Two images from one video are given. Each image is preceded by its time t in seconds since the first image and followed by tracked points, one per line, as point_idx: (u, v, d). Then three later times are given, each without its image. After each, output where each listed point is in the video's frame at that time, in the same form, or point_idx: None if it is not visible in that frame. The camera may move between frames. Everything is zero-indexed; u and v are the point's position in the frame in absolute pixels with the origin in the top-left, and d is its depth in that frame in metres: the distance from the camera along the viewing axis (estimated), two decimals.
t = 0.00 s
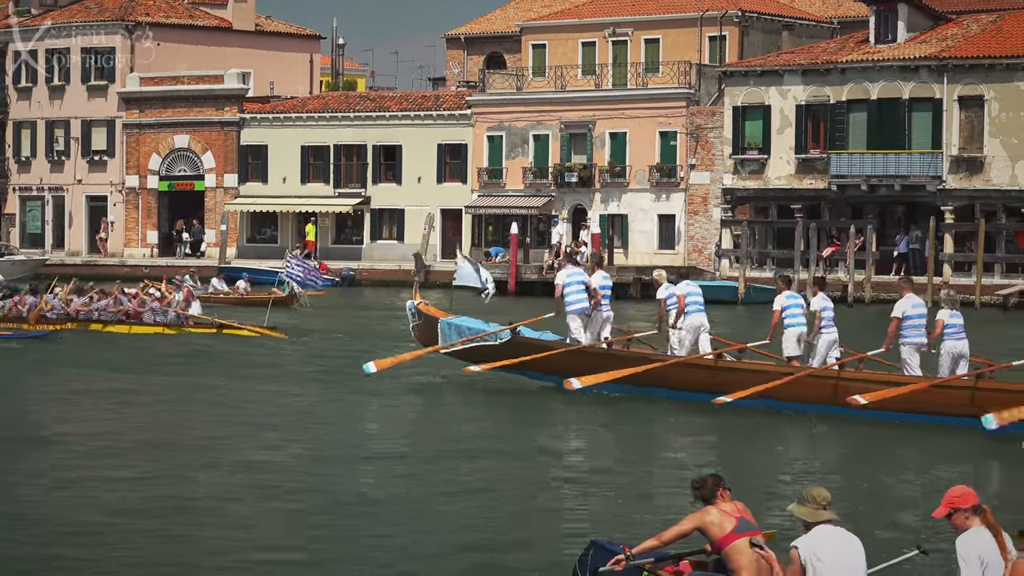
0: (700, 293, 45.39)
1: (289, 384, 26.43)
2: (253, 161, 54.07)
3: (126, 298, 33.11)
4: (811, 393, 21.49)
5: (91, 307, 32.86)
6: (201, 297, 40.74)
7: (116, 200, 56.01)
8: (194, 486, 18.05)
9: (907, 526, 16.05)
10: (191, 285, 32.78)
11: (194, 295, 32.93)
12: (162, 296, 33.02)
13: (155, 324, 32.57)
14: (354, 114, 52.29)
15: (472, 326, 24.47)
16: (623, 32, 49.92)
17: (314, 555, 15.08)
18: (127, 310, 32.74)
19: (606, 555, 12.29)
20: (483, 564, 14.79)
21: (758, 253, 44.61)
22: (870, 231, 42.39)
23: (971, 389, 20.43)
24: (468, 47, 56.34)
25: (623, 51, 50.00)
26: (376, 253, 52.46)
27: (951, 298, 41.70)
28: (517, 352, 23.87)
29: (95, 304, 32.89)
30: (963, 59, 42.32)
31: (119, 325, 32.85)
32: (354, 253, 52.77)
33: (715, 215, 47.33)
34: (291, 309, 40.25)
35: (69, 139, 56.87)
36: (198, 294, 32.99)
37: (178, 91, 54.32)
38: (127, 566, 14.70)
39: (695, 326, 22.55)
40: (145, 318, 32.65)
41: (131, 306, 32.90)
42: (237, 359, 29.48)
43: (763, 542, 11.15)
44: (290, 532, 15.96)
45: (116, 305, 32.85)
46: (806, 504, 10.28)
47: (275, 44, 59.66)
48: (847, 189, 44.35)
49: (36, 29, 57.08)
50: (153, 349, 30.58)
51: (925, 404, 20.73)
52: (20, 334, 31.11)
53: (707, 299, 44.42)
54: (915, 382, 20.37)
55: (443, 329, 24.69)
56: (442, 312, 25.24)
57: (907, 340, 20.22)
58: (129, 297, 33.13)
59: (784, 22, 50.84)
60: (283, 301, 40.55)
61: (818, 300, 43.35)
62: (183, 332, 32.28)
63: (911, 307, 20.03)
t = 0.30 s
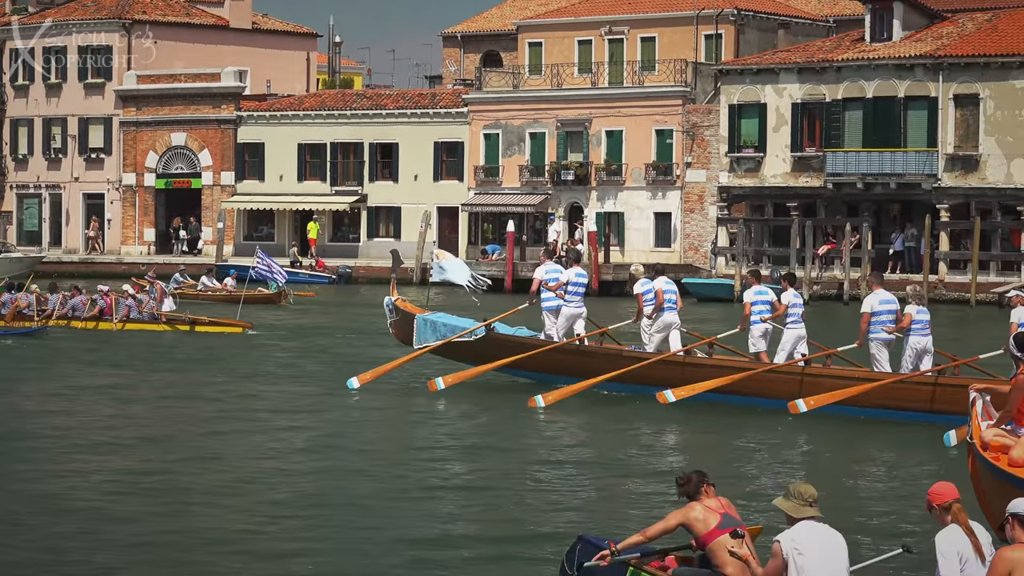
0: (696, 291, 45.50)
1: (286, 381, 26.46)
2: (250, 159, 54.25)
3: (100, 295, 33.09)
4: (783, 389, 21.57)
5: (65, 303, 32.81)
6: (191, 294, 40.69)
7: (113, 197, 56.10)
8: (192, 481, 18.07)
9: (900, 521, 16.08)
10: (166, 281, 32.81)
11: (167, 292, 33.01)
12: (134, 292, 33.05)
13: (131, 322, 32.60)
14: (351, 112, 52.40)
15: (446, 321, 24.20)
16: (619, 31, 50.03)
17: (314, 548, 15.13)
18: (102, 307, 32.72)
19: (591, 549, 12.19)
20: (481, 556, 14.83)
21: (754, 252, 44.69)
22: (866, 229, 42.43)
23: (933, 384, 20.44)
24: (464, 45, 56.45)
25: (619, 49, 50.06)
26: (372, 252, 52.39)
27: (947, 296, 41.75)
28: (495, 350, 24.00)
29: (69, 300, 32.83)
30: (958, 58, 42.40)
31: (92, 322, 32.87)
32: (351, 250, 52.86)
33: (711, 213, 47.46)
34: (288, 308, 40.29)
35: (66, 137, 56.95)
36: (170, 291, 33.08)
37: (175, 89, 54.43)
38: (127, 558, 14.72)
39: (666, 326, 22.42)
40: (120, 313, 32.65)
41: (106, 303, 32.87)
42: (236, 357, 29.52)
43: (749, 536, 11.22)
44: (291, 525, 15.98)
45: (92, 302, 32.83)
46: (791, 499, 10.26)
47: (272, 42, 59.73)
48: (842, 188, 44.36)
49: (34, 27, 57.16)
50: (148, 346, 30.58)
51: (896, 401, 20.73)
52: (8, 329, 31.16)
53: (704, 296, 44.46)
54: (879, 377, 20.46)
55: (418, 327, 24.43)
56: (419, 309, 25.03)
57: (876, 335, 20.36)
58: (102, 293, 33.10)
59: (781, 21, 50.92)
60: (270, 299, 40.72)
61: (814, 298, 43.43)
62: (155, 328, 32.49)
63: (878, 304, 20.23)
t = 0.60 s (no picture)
0: (694, 290, 45.50)
1: (283, 379, 26.50)
2: (249, 158, 54.35)
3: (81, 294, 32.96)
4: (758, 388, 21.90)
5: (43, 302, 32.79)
6: (185, 295, 40.58)
7: (111, 196, 56.14)
8: (190, 478, 18.10)
9: (893, 518, 16.15)
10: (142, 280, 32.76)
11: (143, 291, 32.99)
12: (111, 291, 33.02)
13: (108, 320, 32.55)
14: (349, 111, 52.45)
15: (426, 320, 24.38)
16: (617, 30, 50.03)
17: (311, 543, 15.16)
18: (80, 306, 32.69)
19: (581, 543, 12.07)
20: (478, 552, 14.86)
21: (752, 251, 44.69)
22: (865, 229, 42.43)
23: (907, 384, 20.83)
24: (462, 44, 56.48)
25: (617, 48, 50.07)
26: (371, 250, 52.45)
27: (946, 295, 41.77)
28: (477, 348, 24.28)
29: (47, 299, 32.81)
30: (956, 57, 42.42)
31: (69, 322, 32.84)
32: (350, 250, 52.89)
33: (710, 212, 47.49)
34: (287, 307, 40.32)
35: (64, 136, 56.98)
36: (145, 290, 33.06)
37: (174, 88, 54.47)
38: (125, 553, 14.75)
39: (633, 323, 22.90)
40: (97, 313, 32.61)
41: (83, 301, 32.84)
42: (233, 356, 29.55)
43: (737, 533, 11.21)
44: (287, 520, 16.02)
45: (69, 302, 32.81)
46: (779, 496, 10.18)
47: (269, 41, 59.75)
48: (840, 188, 44.42)
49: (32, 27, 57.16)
50: (145, 345, 30.63)
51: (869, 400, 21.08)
52: None
53: (702, 295, 44.44)
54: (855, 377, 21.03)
55: (399, 326, 24.60)
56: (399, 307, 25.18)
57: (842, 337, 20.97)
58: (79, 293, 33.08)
59: (778, 20, 50.92)
60: (260, 298, 40.77)
61: (812, 297, 43.42)
62: (132, 327, 32.47)
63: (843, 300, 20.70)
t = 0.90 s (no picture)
0: (694, 290, 45.42)
1: (283, 378, 26.42)
2: (248, 157, 54.33)
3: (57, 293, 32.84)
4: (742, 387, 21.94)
5: (17, 302, 32.49)
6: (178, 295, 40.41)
7: (111, 196, 56.13)
8: (188, 475, 18.01)
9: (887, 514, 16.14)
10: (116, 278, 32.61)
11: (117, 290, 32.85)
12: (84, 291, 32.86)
13: (82, 318, 32.29)
14: (349, 111, 52.39)
15: (410, 321, 24.89)
16: (617, 30, 50.02)
17: (308, 537, 15.06)
18: (54, 304, 32.45)
19: (572, 542, 11.75)
20: (472, 544, 14.81)
21: (752, 250, 44.61)
22: (865, 228, 42.35)
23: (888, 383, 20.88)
24: (461, 43, 56.45)
25: (617, 48, 50.05)
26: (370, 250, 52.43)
27: (946, 295, 41.69)
28: (457, 347, 24.43)
29: (21, 299, 32.53)
30: (956, 57, 42.35)
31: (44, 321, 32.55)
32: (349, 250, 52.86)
33: (709, 211, 47.44)
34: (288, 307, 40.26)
35: (64, 135, 56.96)
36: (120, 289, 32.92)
37: (173, 87, 54.45)
38: (122, 546, 14.65)
39: (606, 321, 22.97)
40: (71, 311, 32.38)
41: (57, 300, 32.62)
42: (233, 356, 29.48)
43: (729, 533, 10.98)
44: (285, 516, 15.92)
45: (43, 301, 32.55)
46: (768, 495, 10.15)
47: (269, 41, 59.73)
48: (840, 187, 44.33)
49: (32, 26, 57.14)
50: (143, 345, 30.59)
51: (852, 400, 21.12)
52: None
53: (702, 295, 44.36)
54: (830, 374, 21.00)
55: (384, 326, 25.18)
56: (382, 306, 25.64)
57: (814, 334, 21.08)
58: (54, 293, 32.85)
59: (778, 20, 50.88)
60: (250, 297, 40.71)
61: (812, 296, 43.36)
62: (107, 325, 32.24)
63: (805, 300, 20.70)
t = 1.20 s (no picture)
0: (697, 290, 45.44)
1: (284, 376, 26.48)
2: (250, 158, 54.31)
3: (37, 291, 32.65)
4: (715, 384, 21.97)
5: None
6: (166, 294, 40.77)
7: (113, 196, 56.25)
8: (188, 473, 18.04)
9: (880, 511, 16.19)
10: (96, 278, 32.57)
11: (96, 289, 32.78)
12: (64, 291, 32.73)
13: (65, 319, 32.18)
14: (351, 111, 52.43)
15: (392, 321, 24.88)
16: (619, 30, 50.06)
17: (303, 534, 15.10)
18: (36, 304, 32.24)
19: (568, 543, 11.80)
20: (465, 540, 14.87)
21: (754, 251, 44.61)
22: (866, 229, 42.33)
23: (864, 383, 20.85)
24: (464, 44, 56.49)
25: (619, 49, 50.09)
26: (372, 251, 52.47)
27: (948, 295, 41.68)
28: (438, 347, 24.75)
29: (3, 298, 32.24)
30: (958, 57, 42.34)
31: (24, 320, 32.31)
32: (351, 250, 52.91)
33: (711, 212, 47.47)
34: (291, 307, 40.31)
35: (66, 136, 57.08)
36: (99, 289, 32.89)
37: (175, 88, 54.53)
38: (119, 543, 14.67)
39: (587, 322, 23.15)
40: (52, 310, 32.21)
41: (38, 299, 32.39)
42: (234, 356, 29.50)
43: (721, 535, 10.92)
44: (283, 514, 15.94)
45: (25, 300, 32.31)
46: (759, 496, 10.21)
47: (271, 41, 59.80)
48: (842, 187, 44.33)
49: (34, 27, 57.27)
50: (142, 345, 30.65)
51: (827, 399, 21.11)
52: None
53: (704, 296, 44.38)
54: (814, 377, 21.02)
55: (366, 326, 25.10)
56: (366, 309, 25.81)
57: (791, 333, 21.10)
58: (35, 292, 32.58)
59: (780, 21, 50.91)
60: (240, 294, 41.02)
61: (814, 297, 43.38)
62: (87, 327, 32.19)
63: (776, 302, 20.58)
